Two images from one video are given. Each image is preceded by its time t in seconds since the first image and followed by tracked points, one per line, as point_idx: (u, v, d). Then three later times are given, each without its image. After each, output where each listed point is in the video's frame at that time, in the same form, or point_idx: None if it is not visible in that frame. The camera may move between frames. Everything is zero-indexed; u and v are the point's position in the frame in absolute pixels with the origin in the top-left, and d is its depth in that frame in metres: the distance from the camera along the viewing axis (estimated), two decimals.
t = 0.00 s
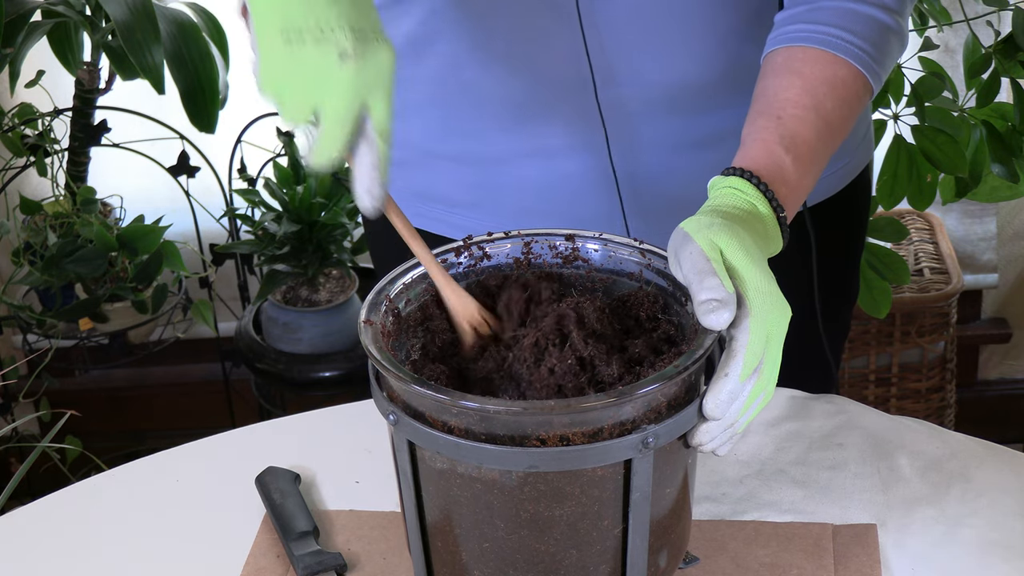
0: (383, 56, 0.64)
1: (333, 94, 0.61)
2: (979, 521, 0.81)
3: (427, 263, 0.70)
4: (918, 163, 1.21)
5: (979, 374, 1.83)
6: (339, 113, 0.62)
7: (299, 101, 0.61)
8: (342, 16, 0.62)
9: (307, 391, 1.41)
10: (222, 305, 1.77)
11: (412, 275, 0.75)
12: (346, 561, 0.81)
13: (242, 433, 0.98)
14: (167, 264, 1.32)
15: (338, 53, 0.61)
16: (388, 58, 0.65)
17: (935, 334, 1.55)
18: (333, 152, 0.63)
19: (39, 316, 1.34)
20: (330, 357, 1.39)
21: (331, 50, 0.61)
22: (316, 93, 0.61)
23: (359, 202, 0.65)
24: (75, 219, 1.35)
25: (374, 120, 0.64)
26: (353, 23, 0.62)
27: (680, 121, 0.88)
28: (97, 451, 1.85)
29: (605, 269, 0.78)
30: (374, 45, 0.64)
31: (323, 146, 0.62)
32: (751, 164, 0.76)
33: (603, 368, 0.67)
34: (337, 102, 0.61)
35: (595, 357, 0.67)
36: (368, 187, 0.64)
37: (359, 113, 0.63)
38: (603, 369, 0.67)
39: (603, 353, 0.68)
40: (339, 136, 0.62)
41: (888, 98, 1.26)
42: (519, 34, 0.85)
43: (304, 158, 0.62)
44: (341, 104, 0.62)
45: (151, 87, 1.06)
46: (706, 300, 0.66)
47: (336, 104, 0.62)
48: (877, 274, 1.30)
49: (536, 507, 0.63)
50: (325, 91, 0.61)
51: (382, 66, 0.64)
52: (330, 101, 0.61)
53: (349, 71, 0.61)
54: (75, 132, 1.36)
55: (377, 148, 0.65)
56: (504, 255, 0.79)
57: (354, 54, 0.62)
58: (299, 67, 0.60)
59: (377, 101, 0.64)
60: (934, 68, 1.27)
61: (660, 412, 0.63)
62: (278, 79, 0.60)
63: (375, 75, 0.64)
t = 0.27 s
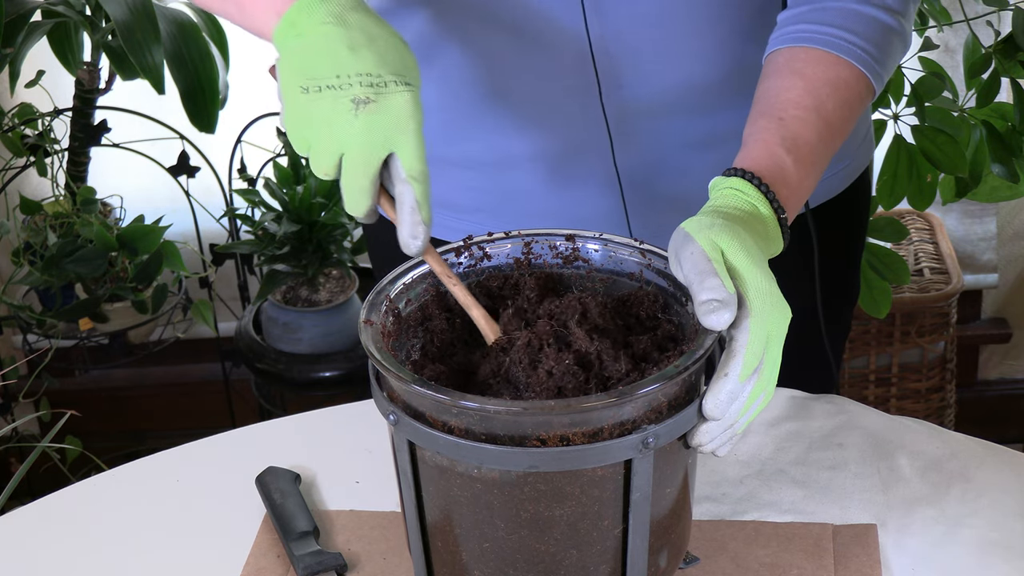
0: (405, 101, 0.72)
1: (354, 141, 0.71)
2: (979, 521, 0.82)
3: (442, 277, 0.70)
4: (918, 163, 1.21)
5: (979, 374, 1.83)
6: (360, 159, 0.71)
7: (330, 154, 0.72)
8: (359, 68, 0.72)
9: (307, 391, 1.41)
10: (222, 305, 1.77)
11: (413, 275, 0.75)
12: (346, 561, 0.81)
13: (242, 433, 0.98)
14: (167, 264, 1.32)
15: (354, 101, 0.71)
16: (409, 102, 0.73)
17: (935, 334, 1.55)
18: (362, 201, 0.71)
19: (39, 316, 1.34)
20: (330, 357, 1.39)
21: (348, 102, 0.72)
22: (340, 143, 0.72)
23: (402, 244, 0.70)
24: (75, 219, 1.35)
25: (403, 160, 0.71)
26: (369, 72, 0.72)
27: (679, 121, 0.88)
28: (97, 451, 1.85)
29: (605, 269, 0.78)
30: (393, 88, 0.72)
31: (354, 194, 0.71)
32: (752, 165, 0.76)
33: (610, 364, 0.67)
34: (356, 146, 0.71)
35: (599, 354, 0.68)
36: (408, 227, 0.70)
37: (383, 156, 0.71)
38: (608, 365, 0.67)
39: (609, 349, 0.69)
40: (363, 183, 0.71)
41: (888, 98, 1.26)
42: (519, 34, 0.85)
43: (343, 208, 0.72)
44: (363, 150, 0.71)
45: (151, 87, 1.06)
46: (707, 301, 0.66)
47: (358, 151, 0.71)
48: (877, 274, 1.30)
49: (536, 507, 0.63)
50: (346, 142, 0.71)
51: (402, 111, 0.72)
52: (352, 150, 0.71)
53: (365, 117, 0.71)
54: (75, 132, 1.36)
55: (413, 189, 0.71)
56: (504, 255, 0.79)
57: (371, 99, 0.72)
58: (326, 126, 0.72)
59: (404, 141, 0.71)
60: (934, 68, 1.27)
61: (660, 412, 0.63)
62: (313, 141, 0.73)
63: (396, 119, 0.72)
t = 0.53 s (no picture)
0: (392, 90, 0.73)
1: (343, 130, 0.71)
2: (979, 521, 0.82)
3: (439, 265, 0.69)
4: (918, 163, 1.21)
5: (979, 374, 1.83)
6: (351, 149, 0.71)
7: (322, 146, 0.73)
8: (346, 60, 0.73)
9: (307, 391, 1.41)
10: (222, 305, 1.77)
11: (412, 275, 0.75)
12: (346, 561, 0.81)
13: (242, 433, 0.98)
14: (167, 264, 1.32)
15: (341, 91, 0.72)
16: (397, 89, 0.73)
17: (935, 334, 1.56)
18: (354, 189, 0.72)
19: (39, 316, 1.34)
20: (330, 357, 1.39)
21: (335, 92, 0.72)
22: (330, 134, 0.72)
23: (398, 232, 0.70)
24: (75, 219, 1.35)
25: (393, 149, 0.71)
26: (357, 64, 0.73)
27: (680, 121, 0.88)
28: (97, 451, 1.85)
29: (605, 269, 0.78)
30: (380, 77, 0.73)
31: (347, 184, 0.72)
32: (752, 164, 0.76)
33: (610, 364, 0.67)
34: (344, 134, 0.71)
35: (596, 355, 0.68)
36: (399, 211, 0.70)
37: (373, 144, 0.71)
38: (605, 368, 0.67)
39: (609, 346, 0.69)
40: (354, 172, 0.71)
41: (888, 98, 1.26)
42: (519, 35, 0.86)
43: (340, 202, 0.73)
44: (353, 140, 0.71)
45: (151, 87, 1.06)
46: (707, 301, 0.66)
47: (348, 142, 0.71)
48: (877, 274, 1.30)
49: (536, 507, 0.63)
50: (336, 132, 0.72)
51: (389, 98, 0.72)
52: (341, 139, 0.72)
53: (351, 105, 0.72)
54: (75, 132, 1.36)
55: (405, 176, 0.71)
56: (504, 255, 0.79)
57: (358, 88, 0.72)
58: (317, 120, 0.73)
59: (394, 130, 0.71)
60: (934, 68, 1.27)
61: (660, 412, 0.63)
62: (306, 136, 0.74)
63: (384, 107, 0.72)
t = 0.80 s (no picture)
0: (358, 90, 0.72)
1: (314, 141, 0.72)
2: (979, 521, 0.82)
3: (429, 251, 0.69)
4: (918, 163, 1.21)
5: (979, 374, 1.83)
6: (323, 159, 0.71)
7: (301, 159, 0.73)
8: (309, 70, 0.73)
9: (307, 391, 1.41)
10: (222, 305, 1.77)
11: (412, 275, 0.75)
12: (346, 561, 0.81)
13: (242, 433, 0.98)
14: (167, 264, 1.32)
15: (306, 100, 0.72)
16: (361, 88, 0.72)
17: (935, 334, 1.55)
18: (338, 198, 0.72)
19: (39, 316, 1.35)
20: (330, 357, 1.39)
21: (301, 103, 0.72)
22: (304, 147, 0.72)
23: (381, 227, 0.69)
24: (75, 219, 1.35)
25: (366, 148, 0.70)
26: (319, 72, 0.73)
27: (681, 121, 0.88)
28: (97, 451, 1.85)
29: (605, 269, 0.78)
30: (344, 81, 0.73)
31: (330, 193, 0.72)
32: (751, 162, 0.76)
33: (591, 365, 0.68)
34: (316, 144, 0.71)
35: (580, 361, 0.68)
36: (381, 206, 0.70)
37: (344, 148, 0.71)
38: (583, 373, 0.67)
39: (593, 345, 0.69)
40: (333, 180, 0.71)
41: (888, 98, 1.26)
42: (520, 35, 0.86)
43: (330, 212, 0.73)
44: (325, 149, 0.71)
45: (151, 88, 1.06)
46: (706, 300, 0.66)
47: (321, 151, 0.71)
48: (877, 274, 1.30)
49: (536, 507, 0.63)
50: (308, 144, 0.72)
51: (355, 99, 0.72)
52: (315, 150, 0.72)
53: (318, 112, 0.72)
54: (75, 132, 1.36)
55: (381, 172, 0.70)
56: (504, 255, 0.79)
57: (322, 95, 0.72)
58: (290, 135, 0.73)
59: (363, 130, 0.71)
60: (934, 68, 1.27)
61: (660, 412, 0.63)
62: (284, 153, 0.74)
63: (349, 109, 0.71)
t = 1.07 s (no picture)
0: (341, 77, 0.72)
1: (303, 132, 0.72)
2: (979, 521, 0.82)
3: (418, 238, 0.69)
4: (918, 163, 1.21)
5: (979, 375, 1.83)
6: (313, 150, 0.71)
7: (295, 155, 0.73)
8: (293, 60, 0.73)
9: (307, 391, 1.41)
10: (222, 305, 1.77)
11: (412, 275, 0.75)
12: (346, 561, 0.81)
13: (243, 433, 0.98)
14: (167, 264, 1.32)
15: (292, 90, 0.72)
16: (344, 76, 0.72)
17: (935, 334, 1.55)
18: (330, 190, 0.72)
19: (39, 316, 1.34)
20: (330, 357, 1.39)
21: (286, 95, 0.73)
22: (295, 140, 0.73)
23: (371, 213, 0.70)
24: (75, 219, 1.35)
25: (352, 136, 0.71)
26: (304, 61, 0.73)
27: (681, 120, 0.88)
28: (97, 451, 1.85)
29: (605, 269, 0.78)
30: (329, 70, 0.73)
31: (321, 185, 0.72)
32: (750, 159, 0.76)
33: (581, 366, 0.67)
34: (304, 132, 0.72)
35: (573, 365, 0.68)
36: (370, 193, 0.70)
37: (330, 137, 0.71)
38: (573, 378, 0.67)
39: (584, 348, 0.68)
40: (324, 171, 0.71)
41: (888, 98, 1.26)
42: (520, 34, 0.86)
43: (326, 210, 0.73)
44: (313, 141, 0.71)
45: (151, 88, 1.06)
46: (705, 301, 0.66)
47: (310, 142, 0.72)
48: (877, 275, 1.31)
49: (537, 507, 0.63)
50: (299, 136, 0.72)
51: (338, 86, 0.72)
52: (303, 139, 0.72)
53: (305, 100, 0.72)
54: (75, 132, 1.36)
55: (368, 159, 0.70)
56: (504, 255, 0.79)
57: (307, 84, 0.72)
58: (281, 130, 0.74)
59: (348, 118, 0.71)
60: (934, 68, 1.27)
61: (660, 412, 0.63)
62: (276, 148, 0.75)
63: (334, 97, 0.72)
